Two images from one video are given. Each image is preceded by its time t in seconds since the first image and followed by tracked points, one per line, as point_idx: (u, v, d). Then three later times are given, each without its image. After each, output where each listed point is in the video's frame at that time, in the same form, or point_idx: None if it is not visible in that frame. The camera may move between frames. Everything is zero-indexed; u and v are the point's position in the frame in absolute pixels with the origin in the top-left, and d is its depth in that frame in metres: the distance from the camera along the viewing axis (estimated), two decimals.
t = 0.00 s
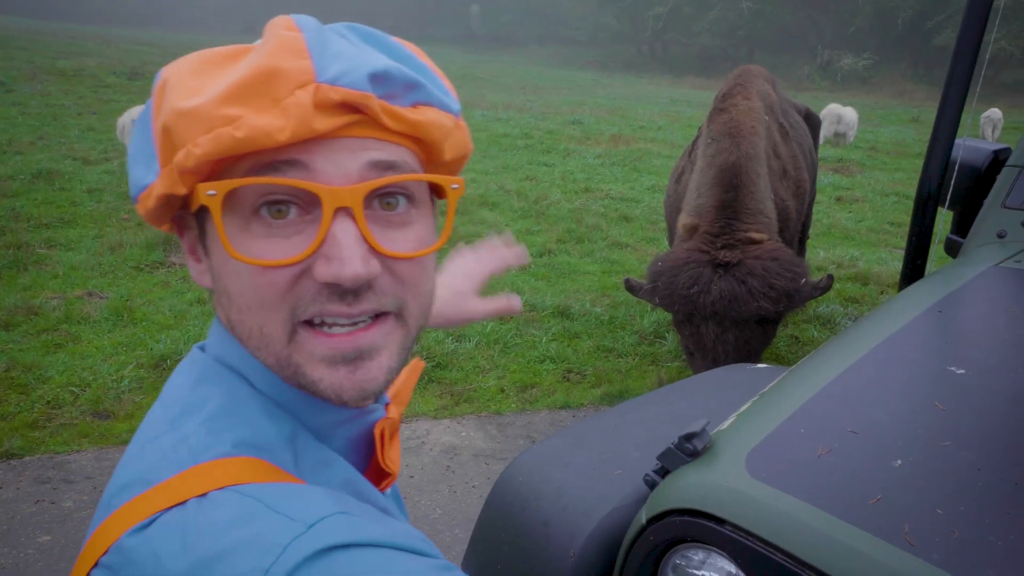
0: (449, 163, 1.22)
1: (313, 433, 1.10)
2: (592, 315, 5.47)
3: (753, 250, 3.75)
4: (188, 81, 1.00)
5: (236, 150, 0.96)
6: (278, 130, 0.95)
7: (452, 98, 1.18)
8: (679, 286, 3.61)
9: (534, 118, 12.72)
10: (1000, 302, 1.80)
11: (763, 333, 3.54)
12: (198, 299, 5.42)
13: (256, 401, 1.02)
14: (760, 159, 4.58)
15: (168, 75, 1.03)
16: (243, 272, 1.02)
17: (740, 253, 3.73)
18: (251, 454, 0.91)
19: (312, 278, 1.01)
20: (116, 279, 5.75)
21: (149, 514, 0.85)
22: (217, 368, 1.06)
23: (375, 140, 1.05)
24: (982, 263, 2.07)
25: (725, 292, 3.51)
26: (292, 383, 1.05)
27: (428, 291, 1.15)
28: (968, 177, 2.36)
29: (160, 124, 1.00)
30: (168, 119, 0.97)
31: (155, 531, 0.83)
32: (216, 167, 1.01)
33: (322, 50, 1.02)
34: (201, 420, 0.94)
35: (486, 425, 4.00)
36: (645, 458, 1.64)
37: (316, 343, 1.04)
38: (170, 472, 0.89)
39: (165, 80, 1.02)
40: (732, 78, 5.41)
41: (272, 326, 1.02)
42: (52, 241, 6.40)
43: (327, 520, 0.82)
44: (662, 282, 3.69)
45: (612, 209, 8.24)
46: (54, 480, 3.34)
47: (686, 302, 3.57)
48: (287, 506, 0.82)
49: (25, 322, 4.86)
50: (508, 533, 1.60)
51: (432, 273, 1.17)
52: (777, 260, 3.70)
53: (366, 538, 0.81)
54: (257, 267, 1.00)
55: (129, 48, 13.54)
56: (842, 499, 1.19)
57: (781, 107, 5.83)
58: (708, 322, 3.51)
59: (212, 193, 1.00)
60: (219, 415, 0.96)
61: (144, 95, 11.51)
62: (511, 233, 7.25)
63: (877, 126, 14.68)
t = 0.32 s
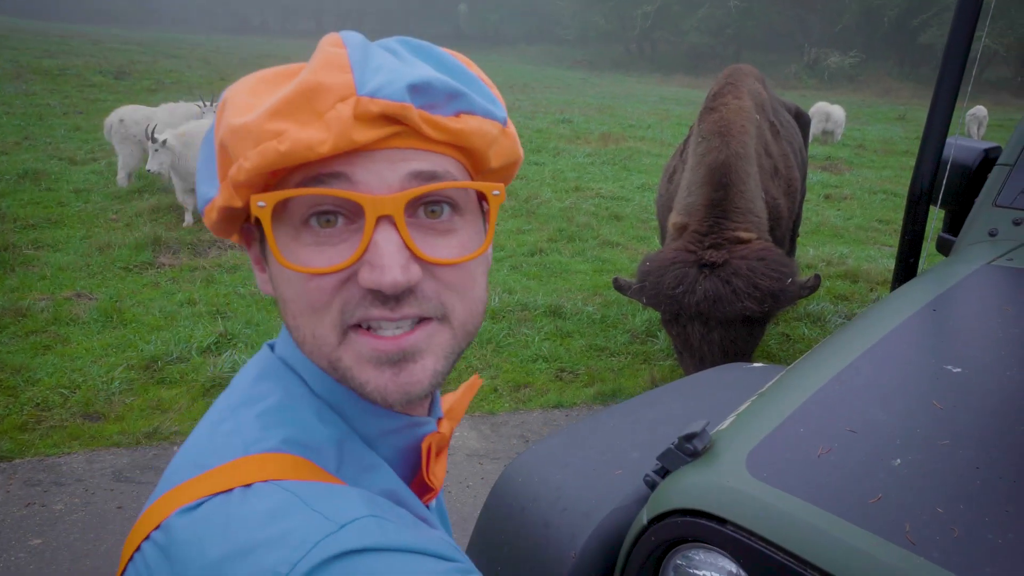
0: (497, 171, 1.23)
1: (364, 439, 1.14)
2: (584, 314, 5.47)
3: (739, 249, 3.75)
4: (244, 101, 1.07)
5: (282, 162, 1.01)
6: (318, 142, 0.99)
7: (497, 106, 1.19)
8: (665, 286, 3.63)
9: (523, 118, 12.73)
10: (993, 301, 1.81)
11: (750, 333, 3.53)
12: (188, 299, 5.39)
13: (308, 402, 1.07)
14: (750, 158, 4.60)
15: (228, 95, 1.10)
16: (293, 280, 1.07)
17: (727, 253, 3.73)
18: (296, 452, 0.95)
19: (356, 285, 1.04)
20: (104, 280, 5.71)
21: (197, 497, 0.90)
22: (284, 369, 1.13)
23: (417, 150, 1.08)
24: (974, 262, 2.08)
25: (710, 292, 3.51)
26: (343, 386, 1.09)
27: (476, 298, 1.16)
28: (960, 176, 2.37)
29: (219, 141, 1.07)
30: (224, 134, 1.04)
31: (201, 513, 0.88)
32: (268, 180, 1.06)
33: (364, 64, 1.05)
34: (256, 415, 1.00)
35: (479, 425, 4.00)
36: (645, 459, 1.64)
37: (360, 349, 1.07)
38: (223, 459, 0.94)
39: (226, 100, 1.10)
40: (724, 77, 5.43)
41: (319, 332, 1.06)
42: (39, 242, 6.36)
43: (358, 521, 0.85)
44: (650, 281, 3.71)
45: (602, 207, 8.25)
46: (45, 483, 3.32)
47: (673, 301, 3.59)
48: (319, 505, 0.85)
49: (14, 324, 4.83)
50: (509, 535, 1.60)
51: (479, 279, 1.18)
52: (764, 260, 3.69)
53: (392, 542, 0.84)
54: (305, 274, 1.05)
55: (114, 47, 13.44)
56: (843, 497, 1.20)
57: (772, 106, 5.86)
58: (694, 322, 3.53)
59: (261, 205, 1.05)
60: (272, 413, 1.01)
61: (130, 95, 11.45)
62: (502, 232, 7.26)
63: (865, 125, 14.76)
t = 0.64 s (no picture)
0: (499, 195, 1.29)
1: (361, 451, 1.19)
2: (581, 317, 5.46)
3: (737, 251, 3.74)
4: (260, 128, 1.12)
5: (299, 183, 1.06)
6: (334, 164, 1.05)
7: (498, 134, 1.25)
8: (660, 283, 3.63)
9: (520, 121, 12.75)
10: (992, 304, 1.81)
11: (742, 334, 3.51)
12: (185, 303, 5.37)
13: (310, 416, 1.11)
14: (748, 161, 4.60)
15: (245, 122, 1.16)
16: (307, 297, 1.12)
17: (724, 254, 3.73)
18: (298, 465, 0.97)
19: (367, 303, 1.09)
20: (100, 284, 5.69)
21: (203, 509, 0.91)
22: (286, 383, 1.18)
23: (426, 175, 1.13)
24: (974, 265, 2.08)
25: (704, 290, 3.50)
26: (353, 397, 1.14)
27: (479, 315, 1.22)
28: (959, 180, 2.37)
29: (236, 164, 1.12)
30: (243, 158, 1.09)
31: (208, 525, 0.89)
32: (285, 202, 1.11)
33: (377, 93, 1.12)
34: (259, 428, 1.02)
35: (477, 429, 3.99)
36: (645, 465, 1.64)
37: (372, 364, 1.12)
38: (228, 470, 0.95)
39: (243, 127, 1.16)
40: (721, 81, 5.44)
41: (332, 346, 1.11)
42: (34, 246, 6.33)
43: (359, 530, 0.86)
44: (645, 278, 3.72)
45: (599, 211, 8.24)
46: (40, 489, 3.30)
47: (666, 298, 3.59)
48: (322, 515, 0.87)
49: (9, 328, 4.81)
50: (510, 541, 1.59)
51: (481, 297, 1.24)
52: (760, 262, 3.68)
53: (393, 548, 0.85)
54: (320, 292, 1.09)
55: (109, 49, 13.43)
56: (845, 501, 1.20)
57: (770, 109, 5.87)
58: (687, 319, 3.52)
59: (279, 226, 1.10)
60: (275, 426, 1.04)
61: (125, 99, 11.44)
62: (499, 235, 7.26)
63: (861, 128, 14.79)
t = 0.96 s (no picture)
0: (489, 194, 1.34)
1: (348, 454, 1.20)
2: (577, 321, 5.45)
3: (732, 254, 3.74)
4: (257, 123, 1.14)
5: (301, 176, 1.08)
6: (336, 155, 1.07)
7: (488, 133, 1.30)
8: (653, 279, 3.65)
9: (515, 125, 12.76)
10: (988, 310, 1.81)
11: (733, 336, 3.48)
12: (179, 307, 5.35)
13: (301, 419, 1.11)
14: (744, 165, 4.60)
15: (240, 117, 1.17)
16: (305, 287, 1.14)
17: (718, 255, 3.73)
18: (291, 472, 0.96)
19: (367, 292, 1.13)
20: (94, 287, 5.67)
21: (197, 519, 0.90)
22: (273, 387, 1.18)
23: (424, 170, 1.17)
24: (968, 271, 2.08)
25: (696, 287, 3.50)
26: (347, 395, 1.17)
27: (470, 305, 1.28)
28: (954, 186, 2.37)
29: (234, 158, 1.12)
30: (243, 152, 1.10)
31: (201, 536, 0.87)
32: (283, 196, 1.12)
33: (375, 90, 1.14)
34: (249, 435, 1.01)
35: (472, 433, 3.98)
36: (641, 470, 1.63)
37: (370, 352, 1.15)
38: (221, 478, 0.94)
39: (239, 122, 1.16)
40: (718, 87, 5.46)
41: (331, 336, 1.14)
42: (27, 249, 6.30)
43: (355, 537, 0.86)
44: (639, 274, 3.74)
45: (595, 214, 8.24)
46: (33, 494, 3.28)
47: (659, 294, 3.59)
48: (320, 523, 0.87)
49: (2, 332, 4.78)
50: (504, 545, 1.58)
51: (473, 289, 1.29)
52: (755, 266, 3.67)
53: (389, 556, 0.85)
54: (318, 283, 1.12)
55: (105, 51, 13.40)
56: (845, 510, 1.19)
57: (767, 114, 5.88)
58: (677, 317, 3.52)
59: (281, 218, 1.12)
60: (267, 432, 1.03)
61: (120, 102, 11.42)
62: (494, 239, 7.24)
63: (856, 133, 14.83)
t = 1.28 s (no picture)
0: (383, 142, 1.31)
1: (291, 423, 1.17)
2: (572, 321, 5.44)
3: (723, 256, 3.73)
4: (142, 101, 1.00)
5: (220, 148, 0.98)
6: (255, 121, 0.99)
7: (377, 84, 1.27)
8: (643, 278, 3.66)
9: (511, 125, 12.76)
10: (983, 313, 1.80)
11: (721, 337, 3.47)
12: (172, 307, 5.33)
13: (234, 405, 1.07)
14: (737, 167, 4.60)
15: (115, 99, 1.02)
16: (239, 265, 1.05)
17: (710, 256, 3.72)
18: (248, 461, 0.96)
19: (309, 257, 1.07)
20: (86, 286, 5.64)
21: (154, 526, 0.88)
22: (193, 376, 1.11)
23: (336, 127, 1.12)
24: (961, 274, 2.08)
25: (684, 287, 3.50)
26: (295, 365, 1.12)
27: (390, 247, 1.26)
28: (947, 188, 2.37)
29: (127, 143, 0.98)
30: (142, 136, 0.96)
31: (163, 541, 0.86)
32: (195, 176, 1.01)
33: (266, 51, 1.07)
34: (194, 431, 0.98)
35: (466, 434, 3.97)
36: (633, 474, 1.64)
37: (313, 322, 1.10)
38: (169, 483, 0.92)
39: (116, 106, 1.02)
40: (712, 87, 5.45)
41: (275, 310, 1.08)
42: (19, 247, 6.27)
43: (321, 520, 0.87)
44: (629, 274, 3.74)
45: (590, 215, 8.23)
46: (23, 494, 3.26)
47: (648, 293, 3.59)
48: (288, 511, 0.87)
49: None
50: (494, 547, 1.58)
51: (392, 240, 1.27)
52: (745, 268, 3.66)
53: (358, 534, 0.87)
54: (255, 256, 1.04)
55: (100, 50, 13.34)
56: (836, 515, 1.18)
57: (761, 115, 5.88)
58: (666, 316, 3.51)
59: (207, 198, 1.01)
60: (203, 428, 0.99)
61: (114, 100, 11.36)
62: (490, 239, 7.23)
63: (850, 134, 14.87)
